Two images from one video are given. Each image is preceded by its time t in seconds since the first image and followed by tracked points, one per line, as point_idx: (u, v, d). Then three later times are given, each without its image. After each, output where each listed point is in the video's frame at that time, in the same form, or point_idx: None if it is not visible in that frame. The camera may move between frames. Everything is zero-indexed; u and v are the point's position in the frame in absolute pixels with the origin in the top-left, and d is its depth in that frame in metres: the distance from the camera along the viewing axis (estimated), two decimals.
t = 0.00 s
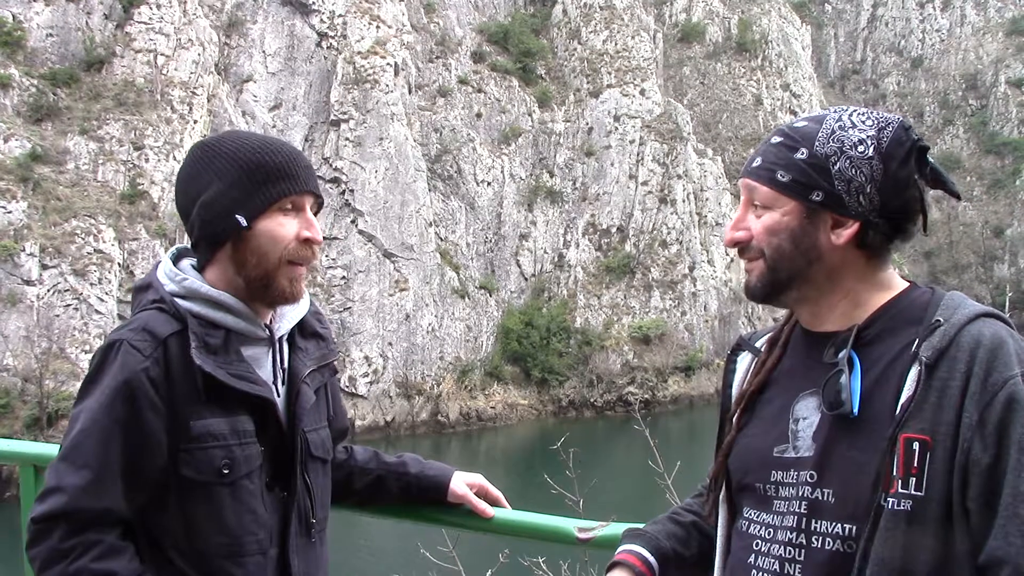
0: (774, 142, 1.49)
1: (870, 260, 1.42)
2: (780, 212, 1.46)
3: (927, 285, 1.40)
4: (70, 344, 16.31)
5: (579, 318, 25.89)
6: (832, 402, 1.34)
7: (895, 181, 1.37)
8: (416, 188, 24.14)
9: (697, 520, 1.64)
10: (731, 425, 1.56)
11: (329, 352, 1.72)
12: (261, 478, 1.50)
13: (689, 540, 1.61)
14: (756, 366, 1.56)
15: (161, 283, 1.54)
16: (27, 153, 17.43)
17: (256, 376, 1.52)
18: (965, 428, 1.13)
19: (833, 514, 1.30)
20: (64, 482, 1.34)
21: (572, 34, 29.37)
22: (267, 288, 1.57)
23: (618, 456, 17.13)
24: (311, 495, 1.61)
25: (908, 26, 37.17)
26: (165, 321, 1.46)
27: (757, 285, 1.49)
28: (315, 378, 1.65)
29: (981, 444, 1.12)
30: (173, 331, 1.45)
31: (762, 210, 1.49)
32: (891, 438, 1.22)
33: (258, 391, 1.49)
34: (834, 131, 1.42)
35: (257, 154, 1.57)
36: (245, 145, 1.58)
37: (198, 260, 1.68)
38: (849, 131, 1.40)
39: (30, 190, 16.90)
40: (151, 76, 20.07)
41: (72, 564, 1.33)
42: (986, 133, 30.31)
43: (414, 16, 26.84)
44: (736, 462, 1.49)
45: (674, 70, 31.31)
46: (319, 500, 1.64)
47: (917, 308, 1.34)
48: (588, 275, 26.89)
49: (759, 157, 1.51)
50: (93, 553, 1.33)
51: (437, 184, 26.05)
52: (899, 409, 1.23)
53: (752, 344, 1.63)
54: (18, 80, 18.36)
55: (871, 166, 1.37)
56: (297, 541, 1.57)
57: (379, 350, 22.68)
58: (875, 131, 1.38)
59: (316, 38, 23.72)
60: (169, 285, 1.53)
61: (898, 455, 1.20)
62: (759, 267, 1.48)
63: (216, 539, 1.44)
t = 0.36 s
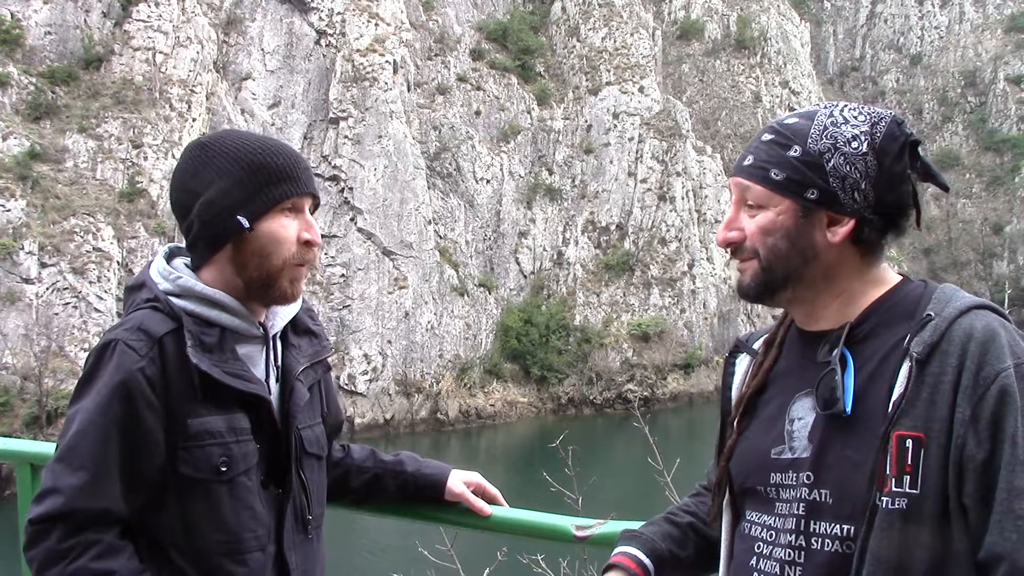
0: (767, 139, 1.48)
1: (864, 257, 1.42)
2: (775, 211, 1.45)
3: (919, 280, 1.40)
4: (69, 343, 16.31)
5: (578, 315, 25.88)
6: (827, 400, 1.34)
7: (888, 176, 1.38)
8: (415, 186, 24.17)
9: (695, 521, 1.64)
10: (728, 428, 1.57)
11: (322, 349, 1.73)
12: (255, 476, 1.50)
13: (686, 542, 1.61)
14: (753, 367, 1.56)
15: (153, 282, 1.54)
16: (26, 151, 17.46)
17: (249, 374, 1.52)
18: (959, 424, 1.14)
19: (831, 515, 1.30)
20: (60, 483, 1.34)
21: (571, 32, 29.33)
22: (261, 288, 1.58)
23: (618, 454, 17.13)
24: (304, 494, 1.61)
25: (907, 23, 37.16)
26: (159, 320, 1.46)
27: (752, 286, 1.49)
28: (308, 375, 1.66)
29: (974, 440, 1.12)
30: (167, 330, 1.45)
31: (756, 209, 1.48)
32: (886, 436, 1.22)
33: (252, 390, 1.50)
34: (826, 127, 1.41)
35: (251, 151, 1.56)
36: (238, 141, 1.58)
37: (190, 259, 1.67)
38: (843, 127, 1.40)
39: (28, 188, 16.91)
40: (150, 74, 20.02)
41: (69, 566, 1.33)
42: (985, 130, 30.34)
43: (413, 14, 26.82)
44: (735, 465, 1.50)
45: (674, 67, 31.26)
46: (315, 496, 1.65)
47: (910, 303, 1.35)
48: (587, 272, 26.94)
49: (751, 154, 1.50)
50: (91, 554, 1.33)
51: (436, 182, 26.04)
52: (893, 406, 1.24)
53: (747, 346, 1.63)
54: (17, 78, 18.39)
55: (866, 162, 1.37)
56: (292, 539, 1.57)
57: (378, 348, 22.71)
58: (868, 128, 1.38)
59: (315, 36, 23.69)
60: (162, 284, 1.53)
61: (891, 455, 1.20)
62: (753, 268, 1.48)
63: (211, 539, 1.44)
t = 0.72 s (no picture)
0: (758, 137, 1.48)
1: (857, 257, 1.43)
2: (766, 209, 1.45)
3: (912, 278, 1.41)
4: (68, 341, 16.31)
5: (577, 314, 25.88)
6: (827, 401, 1.35)
7: (882, 175, 1.38)
8: (414, 185, 24.18)
9: (685, 533, 1.63)
10: (719, 427, 1.57)
11: (316, 346, 1.73)
12: (252, 475, 1.50)
13: (680, 552, 1.61)
14: (743, 366, 1.56)
15: (149, 279, 1.54)
16: (25, 150, 17.48)
17: (245, 373, 1.52)
18: (967, 423, 1.14)
19: (836, 518, 1.31)
20: (58, 481, 1.34)
21: (569, 30, 29.28)
22: (259, 285, 1.58)
23: (616, 453, 17.14)
24: (299, 490, 1.62)
25: (905, 22, 37.15)
26: (157, 318, 1.46)
27: (740, 284, 1.49)
28: (302, 372, 1.66)
29: (981, 439, 1.12)
30: (164, 327, 1.46)
31: (746, 208, 1.48)
32: (891, 437, 1.23)
33: (251, 390, 1.50)
34: (818, 126, 1.41)
35: (246, 149, 1.56)
36: (232, 138, 1.57)
37: (184, 256, 1.67)
38: (836, 125, 1.40)
39: (27, 187, 16.92)
40: (149, 73, 20.00)
41: (69, 564, 1.34)
42: (983, 129, 30.37)
43: (411, 13, 26.85)
44: (729, 465, 1.50)
45: (672, 66, 31.23)
46: (310, 493, 1.65)
47: (905, 301, 1.36)
48: (586, 271, 26.90)
49: (742, 153, 1.50)
50: (90, 551, 1.34)
51: (435, 181, 26.04)
52: (899, 408, 1.24)
53: (734, 345, 1.64)
54: (16, 77, 18.43)
55: (859, 162, 1.37)
56: (288, 538, 1.58)
57: (376, 346, 22.73)
58: (861, 126, 1.38)
59: (313, 34, 23.71)
60: (158, 281, 1.54)
61: (900, 456, 1.20)
62: (743, 266, 1.48)
63: (210, 538, 1.44)
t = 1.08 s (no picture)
0: (740, 137, 1.50)
1: (841, 253, 1.44)
2: (747, 208, 1.47)
3: (900, 275, 1.42)
4: (65, 340, 16.30)
5: (574, 313, 25.90)
6: (816, 398, 1.36)
7: (862, 170, 1.38)
8: (411, 184, 24.13)
9: (682, 533, 1.65)
10: (709, 425, 1.58)
11: (314, 349, 1.72)
12: (245, 477, 1.51)
13: (676, 554, 1.62)
14: (733, 363, 1.58)
15: (149, 279, 1.55)
16: (21, 149, 17.45)
17: (240, 374, 1.53)
18: (953, 419, 1.15)
19: (824, 514, 1.32)
20: (50, 480, 1.34)
21: (567, 29, 29.23)
22: (255, 287, 1.58)
23: (613, 452, 17.15)
24: (293, 494, 1.62)
25: (902, 21, 37.18)
26: (154, 317, 1.47)
27: (729, 284, 1.51)
28: (300, 376, 1.66)
29: (967, 434, 1.14)
30: (161, 326, 1.46)
31: (730, 208, 1.49)
32: (879, 433, 1.24)
33: (244, 391, 1.50)
34: (796, 124, 1.43)
35: (234, 147, 1.57)
36: (223, 136, 1.58)
37: (184, 256, 1.69)
38: (814, 123, 1.41)
39: (23, 186, 16.89)
40: (145, 71, 19.93)
41: (61, 564, 1.34)
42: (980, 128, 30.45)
43: (408, 11, 26.87)
44: (719, 462, 1.51)
45: (670, 65, 31.20)
46: (303, 496, 1.65)
47: (891, 297, 1.37)
48: (583, 270, 26.87)
49: (724, 155, 1.52)
50: (80, 551, 1.35)
51: (432, 180, 26.04)
52: (886, 403, 1.25)
53: (725, 342, 1.64)
54: (12, 74, 18.41)
55: (836, 157, 1.38)
56: (279, 541, 1.58)
57: (373, 345, 22.74)
58: (838, 123, 1.39)
59: (310, 33, 23.65)
60: (158, 281, 1.54)
61: (887, 451, 1.21)
62: (729, 266, 1.50)
63: (201, 538, 1.45)
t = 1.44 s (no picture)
0: (737, 140, 1.50)
1: (840, 253, 1.43)
2: (746, 212, 1.47)
3: (901, 275, 1.42)
4: (63, 340, 16.29)
5: (573, 313, 25.88)
6: (814, 396, 1.36)
7: (859, 171, 1.38)
8: (410, 183, 24.19)
9: (683, 530, 1.65)
10: (709, 423, 1.58)
11: (315, 349, 1.72)
12: (246, 478, 1.51)
13: (677, 550, 1.62)
14: (732, 361, 1.58)
15: (150, 279, 1.55)
16: (20, 148, 17.44)
17: (243, 376, 1.52)
18: (951, 416, 1.15)
19: (822, 512, 1.32)
20: (52, 482, 1.34)
21: (566, 29, 29.19)
22: (254, 291, 1.57)
23: (611, 451, 17.20)
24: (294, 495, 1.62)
25: (901, 21, 37.17)
26: (157, 318, 1.46)
27: (729, 285, 1.51)
28: (301, 375, 1.66)
29: (965, 431, 1.14)
30: (164, 327, 1.46)
31: (729, 210, 1.49)
32: (876, 431, 1.24)
33: (247, 392, 1.50)
34: (793, 126, 1.43)
35: (232, 147, 1.56)
36: (221, 138, 1.57)
37: (186, 256, 1.68)
38: (810, 125, 1.41)
39: (22, 185, 16.88)
40: (144, 71, 19.90)
41: (61, 563, 1.34)
42: (978, 128, 30.47)
43: (407, 11, 26.89)
44: (717, 460, 1.51)
45: (669, 65, 31.22)
46: (307, 494, 1.65)
47: (892, 298, 1.36)
48: (582, 270, 26.89)
49: (723, 157, 1.52)
50: (84, 552, 1.34)
51: (430, 180, 26.04)
52: (882, 400, 1.25)
53: (726, 340, 1.64)
54: (10, 74, 18.40)
55: (833, 160, 1.38)
56: (282, 541, 1.58)
57: (372, 345, 22.72)
58: (834, 125, 1.39)
59: (309, 33, 23.59)
60: (159, 280, 1.54)
61: (883, 449, 1.21)
62: (729, 267, 1.50)
63: (201, 537, 1.44)
